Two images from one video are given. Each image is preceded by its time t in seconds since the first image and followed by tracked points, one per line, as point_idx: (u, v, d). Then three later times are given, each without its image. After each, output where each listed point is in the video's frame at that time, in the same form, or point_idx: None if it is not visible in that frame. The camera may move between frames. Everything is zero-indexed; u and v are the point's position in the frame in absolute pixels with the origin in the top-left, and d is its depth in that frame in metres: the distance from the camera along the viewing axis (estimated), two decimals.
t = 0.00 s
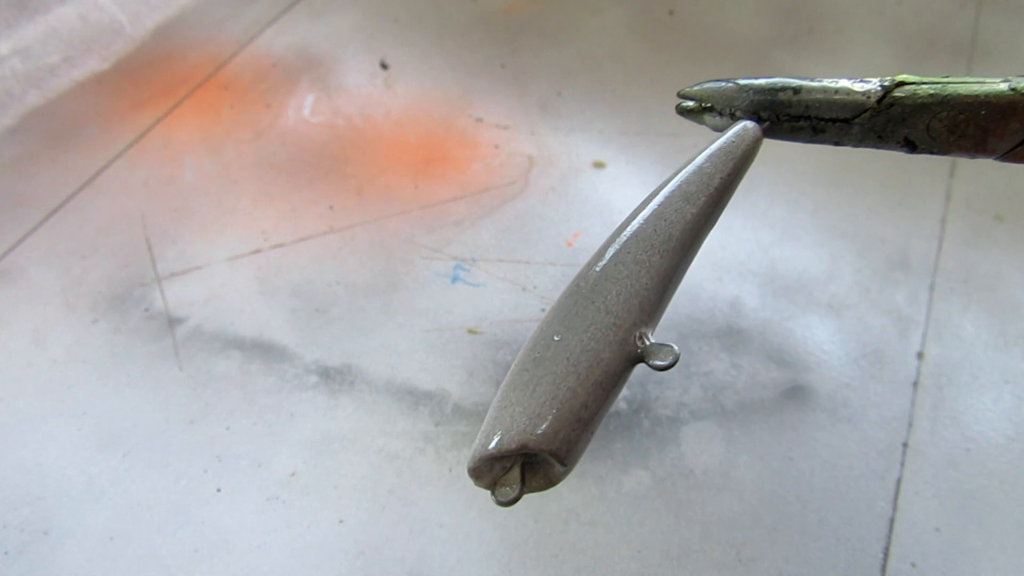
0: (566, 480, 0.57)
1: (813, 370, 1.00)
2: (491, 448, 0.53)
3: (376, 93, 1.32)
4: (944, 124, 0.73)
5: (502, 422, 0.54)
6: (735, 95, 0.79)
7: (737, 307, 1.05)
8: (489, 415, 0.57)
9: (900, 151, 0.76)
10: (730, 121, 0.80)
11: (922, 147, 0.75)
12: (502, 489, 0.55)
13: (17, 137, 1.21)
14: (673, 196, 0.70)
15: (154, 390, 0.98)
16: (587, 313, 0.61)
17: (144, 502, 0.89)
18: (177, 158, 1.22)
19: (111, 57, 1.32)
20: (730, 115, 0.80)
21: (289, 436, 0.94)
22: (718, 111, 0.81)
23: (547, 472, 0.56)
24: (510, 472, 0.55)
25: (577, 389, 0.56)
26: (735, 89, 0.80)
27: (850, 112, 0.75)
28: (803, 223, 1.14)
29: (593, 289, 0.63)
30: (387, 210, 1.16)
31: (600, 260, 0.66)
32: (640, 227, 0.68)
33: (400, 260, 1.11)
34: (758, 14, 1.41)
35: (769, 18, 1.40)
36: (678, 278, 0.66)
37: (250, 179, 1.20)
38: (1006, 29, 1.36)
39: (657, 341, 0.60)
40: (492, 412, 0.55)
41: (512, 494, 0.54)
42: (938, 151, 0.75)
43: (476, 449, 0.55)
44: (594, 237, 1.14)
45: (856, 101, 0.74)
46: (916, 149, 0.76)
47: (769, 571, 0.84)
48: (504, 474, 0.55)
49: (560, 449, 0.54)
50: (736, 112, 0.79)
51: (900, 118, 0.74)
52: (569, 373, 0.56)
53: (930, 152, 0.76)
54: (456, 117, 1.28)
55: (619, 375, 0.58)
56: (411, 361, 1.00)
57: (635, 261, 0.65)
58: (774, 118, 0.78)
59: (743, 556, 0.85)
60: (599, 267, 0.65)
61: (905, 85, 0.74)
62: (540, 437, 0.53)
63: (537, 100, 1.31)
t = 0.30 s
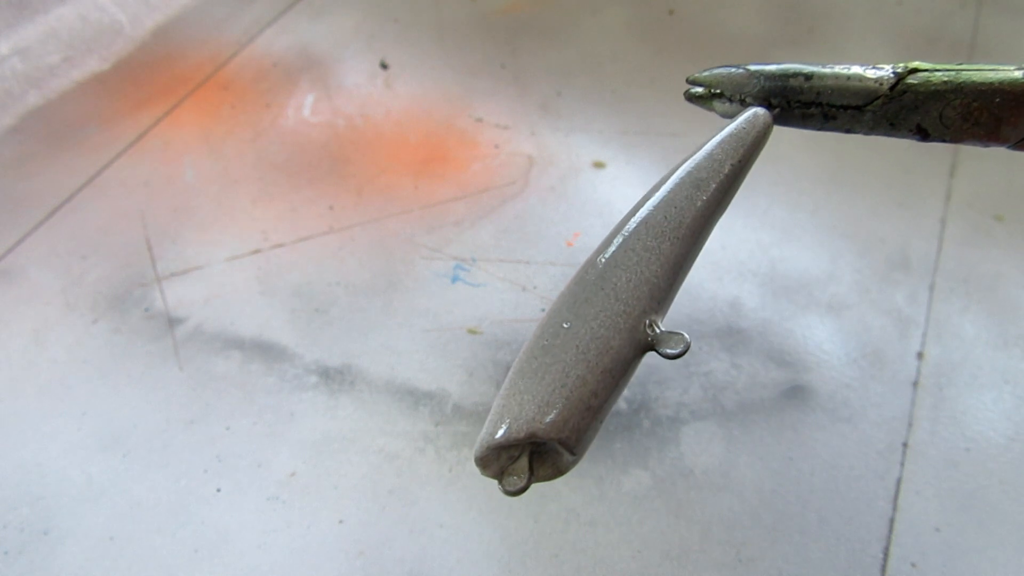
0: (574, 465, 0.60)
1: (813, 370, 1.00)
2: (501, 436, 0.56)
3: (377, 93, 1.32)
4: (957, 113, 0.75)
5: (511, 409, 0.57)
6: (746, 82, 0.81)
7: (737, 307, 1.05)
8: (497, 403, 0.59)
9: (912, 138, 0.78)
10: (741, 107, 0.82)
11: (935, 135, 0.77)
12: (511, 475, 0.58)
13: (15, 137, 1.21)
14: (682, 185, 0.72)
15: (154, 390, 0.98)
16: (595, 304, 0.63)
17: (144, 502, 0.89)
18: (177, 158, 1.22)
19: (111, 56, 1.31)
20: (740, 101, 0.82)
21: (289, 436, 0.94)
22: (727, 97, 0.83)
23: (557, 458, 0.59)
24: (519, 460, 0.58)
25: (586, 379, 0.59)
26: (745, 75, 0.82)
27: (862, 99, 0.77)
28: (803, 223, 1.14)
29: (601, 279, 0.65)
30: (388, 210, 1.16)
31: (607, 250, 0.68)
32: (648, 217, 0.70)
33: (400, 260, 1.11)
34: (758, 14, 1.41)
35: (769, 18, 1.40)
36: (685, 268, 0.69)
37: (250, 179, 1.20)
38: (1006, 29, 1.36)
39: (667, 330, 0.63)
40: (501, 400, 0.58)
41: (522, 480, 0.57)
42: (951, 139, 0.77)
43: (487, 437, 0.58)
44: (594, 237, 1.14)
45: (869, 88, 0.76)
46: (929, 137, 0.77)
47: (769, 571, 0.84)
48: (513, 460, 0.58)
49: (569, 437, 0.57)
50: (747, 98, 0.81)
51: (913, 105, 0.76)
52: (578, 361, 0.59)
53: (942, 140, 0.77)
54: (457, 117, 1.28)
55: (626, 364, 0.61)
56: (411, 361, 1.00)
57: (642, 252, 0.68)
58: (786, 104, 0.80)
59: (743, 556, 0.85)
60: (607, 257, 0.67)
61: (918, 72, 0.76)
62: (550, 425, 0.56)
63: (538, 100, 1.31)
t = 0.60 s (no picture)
0: (558, 479, 0.61)
1: (813, 370, 1.00)
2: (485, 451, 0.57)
3: (376, 93, 1.32)
4: (940, 126, 0.75)
5: (495, 425, 0.58)
6: (730, 92, 0.81)
7: (737, 307, 1.05)
8: (482, 417, 0.60)
9: (894, 150, 0.78)
10: (725, 118, 0.81)
11: (917, 147, 0.77)
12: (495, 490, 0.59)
13: (16, 137, 1.21)
14: (667, 195, 0.73)
15: (154, 390, 0.98)
16: (580, 317, 0.64)
17: (143, 502, 0.89)
18: (176, 158, 1.22)
19: (111, 56, 1.31)
20: (724, 111, 0.81)
21: (289, 437, 0.94)
22: (711, 107, 0.82)
23: (541, 474, 0.60)
24: (503, 475, 0.59)
25: (571, 394, 0.59)
26: (729, 85, 0.81)
27: (846, 111, 0.76)
28: (803, 223, 1.14)
29: (586, 291, 0.66)
30: (387, 210, 1.16)
31: (593, 261, 0.69)
32: (633, 227, 0.70)
33: (400, 260, 1.11)
34: (758, 14, 1.41)
35: (769, 18, 1.40)
36: (671, 279, 0.69)
37: (250, 179, 1.20)
38: (1006, 29, 1.36)
39: (652, 344, 0.64)
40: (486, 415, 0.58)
41: (506, 495, 0.58)
42: (934, 151, 0.78)
43: (472, 453, 0.59)
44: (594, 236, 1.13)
45: (853, 100, 0.76)
46: (911, 149, 0.77)
47: (769, 571, 0.84)
48: (498, 475, 0.59)
49: (554, 454, 0.57)
50: (731, 108, 0.80)
51: (896, 117, 0.76)
52: (563, 375, 0.60)
53: (925, 152, 0.78)
54: (457, 118, 1.28)
55: (611, 378, 0.62)
56: (411, 361, 1.00)
57: (627, 263, 0.68)
58: (769, 116, 0.79)
59: (743, 556, 0.85)
60: (593, 268, 0.68)
61: (901, 84, 0.76)
62: (535, 441, 0.56)
63: (538, 100, 1.31)
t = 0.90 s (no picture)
0: (557, 472, 0.60)
1: (813, 370, 1.00)
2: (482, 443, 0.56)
3: (376, 93, 1.32)
4: (942, 115, 0.75)
5: (493, 417, 0.57)
6: (731, 82, 0.81)
7: (737, 308, 1.05)
8: (480, 409, 0.59)
9: (897, 139, 0.78)
10: (725, 108, 0.81)
11: (920, 136, 0.77)
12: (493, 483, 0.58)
13: (16, 137, 1.19)
14: (666, 185, 0.72)
15: (154, 390, 0.98)
16: (578, 308, 0.63)
17: (144, 502, 0.89)
18: (177, 158, 1.22)
19: (111, 56, 1.29)
20: (725, 101, 0.81)
21: (289, 436, 0.94)
22: (712, 97, 0.82)
23: (539, 466, 0.59)
24: (502, 467, 0.58)
25: (570, 385, 0.58)
26: (730, 75, 0.81)
27: (849, 100, 0.77)
28: (803, 223, 1.14)
29: (585, 282, 0.65)
30: (388, 210, 1.16)
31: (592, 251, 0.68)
32: (633, 217, 0.70)
33: (400, 260, 1.11)
34: (758, 14, 1.41)
35: (769, 19, 1.40)
36: (671, 269, 0.69)
37: (250, 179, 1.20)
38: (1005, 29, 1.36)
39: (651, 336, 0.62)
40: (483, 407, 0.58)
41: (505, 488, 0.58)
42: (936, 141, 0.77)
43: (469, 445, 0.58)
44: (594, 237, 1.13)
45: (855, 88, 0.76)
46: (914, 138, 0.77)
47: (769, 571, 0.84)
48: (496, 467, 0.58)
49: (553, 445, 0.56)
50: (731, 98, 0.80)
51: (899, 106, 0.76)
52: (562, 367, 0.59)
53: (928, 142, 0.78)
54: (457, 118, 1.28)
55: (610, 369, 0.61)
56: (411, 361, 1.00)
57: (627, 252, 0.67)
58: (771, 105, 0.79)
59: (743, 556, 0.85)
60: (592, 258, 0.67)
61: (905, 73, 0.76)
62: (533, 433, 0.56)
63: (538, 100, 1.31)
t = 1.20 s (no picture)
0: (568, 450, 0.61)
1: (813, 370, 1.00)
2: (493, 421, 0.57)
3: (376, 93, 1.32)
4: (954, 96, 0.75)
5: (504, 395, 0.58)
6: (741, 63, 0.83)
7: (737, 307, 1.05)
8: (490, 389, 0.60)
9: (908, 121, 0.79)
10: (737, 89, 0.84)
11: (932, 118, 0.78)
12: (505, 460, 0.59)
13: (15, 137, 1.19)
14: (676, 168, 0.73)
15: (154, 390, 0.98)
16: (589, 288, 0.64)
17: (144, 502, 0.89)
18: (176, 158, 1.22)
19: (111, 56, 1.29)
20: (736, 83, 0.83)
21: (289, 437, 0.94)
22: (722, 78, 0.85)
23: (550, 444, 0.60)
24: (512, 445, 0.60)
25: (580, 364, 0.59)
26: (741, 57, 0.83)
27: (860, 82, 0.78)
28: (803, 223, 1.14)
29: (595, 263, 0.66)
30: (388, 210, 1.16)
31: (601, 233, 0.69)
32: (643, 200, 0.71)
33: (400, 260, 1.11)
34: (758, 14, 1.41)
35: (768, 19, 1.40)
36: (682, 249, 0.70)
37: (250, 179, 1.20)
38: (1006, 29, 1.36)
39: (664, 315, 0.63)
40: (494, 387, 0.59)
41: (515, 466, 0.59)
42: (949, 123, 0.78)
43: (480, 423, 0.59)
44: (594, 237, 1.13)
45: (866, 70, 0.77)
46: (925, 121, 0.78)
47: (769, 571, 0.84)
48: (508, 445, 0.60)
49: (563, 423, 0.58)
50: (742, 80, 0.83)
51: (911, 88, 0.77)
52: (572, 346, 0.60)
53: (940, 124, 0.78)
54: (457, 118, 1.28)
55: (621, 348, 0.62)
56: (411, 361, 1.00)
57: (637, 233, 0.68)
58: (783, 87, 0.81)
59: (743, 556, 0.85)
60: (601, 240, 0.68)
61: (916, 55, 0.76)
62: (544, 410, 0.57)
63: (538, 100, 1.31)
